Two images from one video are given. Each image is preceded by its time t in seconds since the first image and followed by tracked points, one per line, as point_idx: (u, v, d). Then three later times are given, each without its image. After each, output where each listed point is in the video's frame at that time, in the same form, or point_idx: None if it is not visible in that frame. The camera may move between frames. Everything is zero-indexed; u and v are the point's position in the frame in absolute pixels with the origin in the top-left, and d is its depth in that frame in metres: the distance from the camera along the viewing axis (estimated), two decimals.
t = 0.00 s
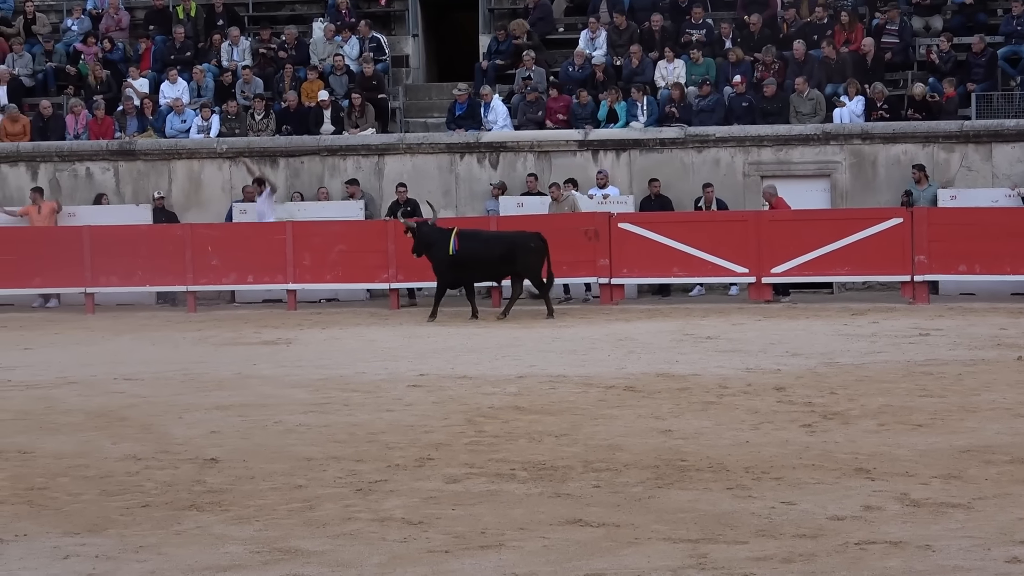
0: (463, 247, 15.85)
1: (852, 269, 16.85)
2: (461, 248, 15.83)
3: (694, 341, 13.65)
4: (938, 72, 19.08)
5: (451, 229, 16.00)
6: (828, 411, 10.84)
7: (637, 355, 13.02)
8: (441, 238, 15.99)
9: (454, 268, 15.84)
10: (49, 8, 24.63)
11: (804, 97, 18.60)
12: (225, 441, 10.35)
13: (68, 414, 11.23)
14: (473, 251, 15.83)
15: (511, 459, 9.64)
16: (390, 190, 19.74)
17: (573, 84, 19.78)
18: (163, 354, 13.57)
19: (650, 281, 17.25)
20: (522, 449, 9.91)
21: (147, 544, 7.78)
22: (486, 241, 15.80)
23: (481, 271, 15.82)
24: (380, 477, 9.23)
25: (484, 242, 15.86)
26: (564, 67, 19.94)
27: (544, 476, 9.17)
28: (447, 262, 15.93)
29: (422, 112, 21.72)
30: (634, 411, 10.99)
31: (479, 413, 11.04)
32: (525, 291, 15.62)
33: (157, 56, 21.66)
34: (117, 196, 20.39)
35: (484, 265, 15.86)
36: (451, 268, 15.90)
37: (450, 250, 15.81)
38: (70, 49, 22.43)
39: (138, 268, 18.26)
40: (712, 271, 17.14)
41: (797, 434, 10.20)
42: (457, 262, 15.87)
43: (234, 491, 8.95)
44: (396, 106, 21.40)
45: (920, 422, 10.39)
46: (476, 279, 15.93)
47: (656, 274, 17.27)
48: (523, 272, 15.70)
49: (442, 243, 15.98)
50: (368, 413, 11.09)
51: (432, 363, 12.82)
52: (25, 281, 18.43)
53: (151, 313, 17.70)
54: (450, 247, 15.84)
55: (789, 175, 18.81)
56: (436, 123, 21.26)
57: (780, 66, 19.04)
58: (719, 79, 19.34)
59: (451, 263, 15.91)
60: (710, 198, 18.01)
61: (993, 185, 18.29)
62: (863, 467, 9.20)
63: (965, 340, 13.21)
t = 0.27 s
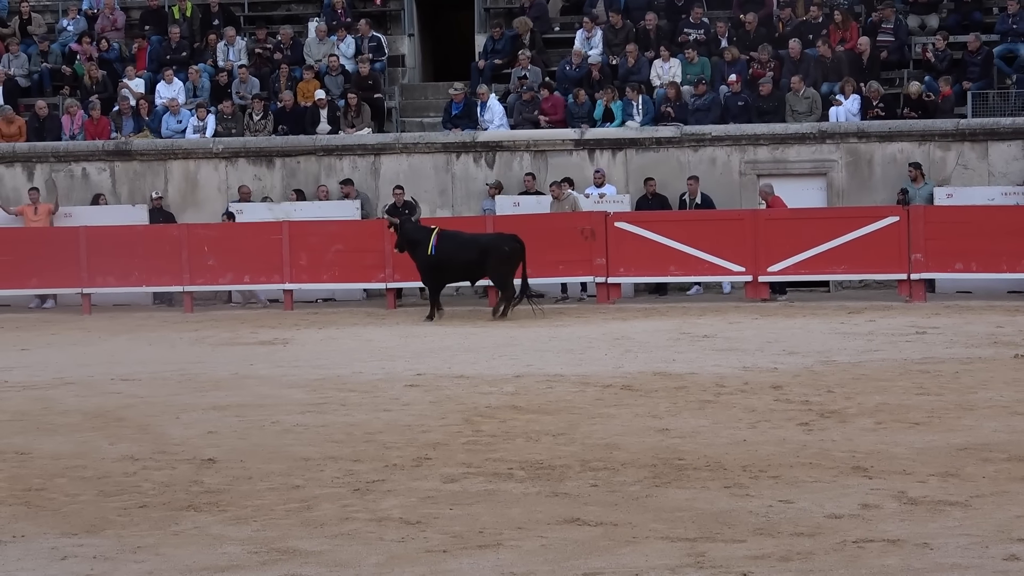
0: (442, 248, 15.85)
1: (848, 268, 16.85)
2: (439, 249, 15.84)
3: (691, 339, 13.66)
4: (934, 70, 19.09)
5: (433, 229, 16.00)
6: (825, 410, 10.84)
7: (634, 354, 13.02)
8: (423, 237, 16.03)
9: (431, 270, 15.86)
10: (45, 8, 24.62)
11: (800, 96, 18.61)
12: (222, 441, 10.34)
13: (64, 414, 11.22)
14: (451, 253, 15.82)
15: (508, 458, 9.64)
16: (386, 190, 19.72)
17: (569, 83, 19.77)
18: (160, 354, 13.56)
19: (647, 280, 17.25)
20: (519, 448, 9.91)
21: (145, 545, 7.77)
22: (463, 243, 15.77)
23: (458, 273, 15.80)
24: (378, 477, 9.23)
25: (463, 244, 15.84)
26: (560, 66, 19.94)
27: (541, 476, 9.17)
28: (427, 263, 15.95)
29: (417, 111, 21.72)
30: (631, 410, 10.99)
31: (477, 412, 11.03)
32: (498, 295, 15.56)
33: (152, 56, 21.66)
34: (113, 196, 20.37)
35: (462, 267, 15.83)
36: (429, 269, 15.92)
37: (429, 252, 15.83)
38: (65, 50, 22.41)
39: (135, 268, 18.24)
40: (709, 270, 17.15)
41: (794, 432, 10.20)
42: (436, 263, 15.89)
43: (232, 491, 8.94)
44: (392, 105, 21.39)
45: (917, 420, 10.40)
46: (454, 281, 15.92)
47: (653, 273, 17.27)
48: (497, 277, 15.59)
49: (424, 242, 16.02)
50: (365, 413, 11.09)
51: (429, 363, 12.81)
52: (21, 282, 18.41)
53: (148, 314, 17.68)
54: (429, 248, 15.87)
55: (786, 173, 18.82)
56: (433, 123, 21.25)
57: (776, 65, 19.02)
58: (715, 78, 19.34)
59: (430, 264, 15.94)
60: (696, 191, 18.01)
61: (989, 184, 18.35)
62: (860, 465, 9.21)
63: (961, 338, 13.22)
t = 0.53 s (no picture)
0: (438, 246, 15.69)
1: (854, 267, 16.84)
2: (437, 248, 15.67)
3: (697, 339, 13.65)
4: (939, 68, 19.08)
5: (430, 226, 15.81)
6: (831, 409, 10.84)
7: (640, 353, 13.02)
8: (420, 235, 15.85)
9: (428, 269, 15.72)
10: (50, 10, 24.65)
11: (805, 95, 18.66)
12: (228, 442, 10.35)
13: (71, 416, 11.23)
14: (446, 251, 15.67)
15: (514, 458, 9.64)
16: (392, 190, 19.72)
17: (574, 83, 19.77)
18: (165, 355, 13.56)
19: (652, 279, 17.24)
20: (525, 448, 9.91)
21: (151, 546, 7.77)
22: (459, 240, 15.61)
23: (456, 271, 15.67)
24: (384, 477, 9.23)
25: (458, 241, 15.69)
26: (564, 66, 19.92)
27: (547, 476, 9.17)
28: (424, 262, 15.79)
29: (423, 112, 21.73)
30: (637, 410, 10.99)
31: (483, 412, 11.03)
32: (490, 294, 15.43)
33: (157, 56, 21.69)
34: (119, 197, 20.36)
35: (459, 264, 15.68)
36: (426, 268, 15.77)
37: (426, 251, 15.65)
38: (70, 51, 22.44)
39: (140, 269, 18.25)
40: (714, 269, 17.15)
41: (801, 431, 10.20)
42: (433, 262, 15.73)
43: (238, 492, 8.95)
44: (397, 106, 21.39)
45: (923, 419, 10.39)
46: (450, 279, 15.79)
47: (659, 273, 17.27)
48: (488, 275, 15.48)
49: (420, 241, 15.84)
50: (371, 413, 11.09)
51: (435, 363, 12.81)
52: (27, 283, 18.42)
53: (154, 315, 17.69)
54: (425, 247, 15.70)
55: (791, 173, 18.80)
56: (438, 123, 21.25)
57: (781, 63, 19.06)
58: (720, 77, 19.35)
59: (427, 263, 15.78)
60: (692, 187, 18.00)
61: (995, 182, 18.32)
62: (866, 465, 9.20)
63: (968, 337, 13.22)
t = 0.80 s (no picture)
0: (440, 248, 15.64)
1: (864, 268, 16.83)
2: (437, 249, 15.63)
3: (706, 340, 13.65)
4: (949, 70, 19.08)
5: (438, 227, 15.80)
6: (841, 410, 10.83)
7: (649, 355, 13.02)
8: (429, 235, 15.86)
9: (430, 269, 15.70)
10: (60, 10, 24.68)
11: (815, 96, 18.61)
12: (238, 442, 10.35)
13: (80, 416, 11.23)
14: (444, 254, 15.60)
15: (524, 459, 9.64)
16: (402, 191, 19.71)
17: (582, 85, 19.77)
18: (175, 356, 13.57)
19: (662, 280, 17.23)
20: (534, 449, 9.91)
21: (161, 546, 7.78)
22: (458, 242, 15.51)
23: (455, 273, 15.56)
24: (394, 478, 9.23)
25: (459, 244, 15.58)
26: (573, 67, 19.93)
27: (557, 477, 9.17)
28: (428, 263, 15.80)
29: (433, 112, 21.71)
30: (647, 411, 10.99)
31: (492, 413, 11.03)
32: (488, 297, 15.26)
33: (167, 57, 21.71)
34: (128, 197, 20.38)
35: (459, 267, 15.56)
36: (429, 269, 15.76)
37: (427, 251, 15.65)
38: (80, 52, 22.46)
39: (150, 269, 18.26)
40: (724, 270, 17.14)
41: (810, 433, 10.20)
42: (435, 263, 15.69)
43: (248, 493, 8.95)
44: (407, 106, 21.40)
45: (932, 421, 10.39)
46: (453, 281, 15.70)
47: (668, 274, 17.24)
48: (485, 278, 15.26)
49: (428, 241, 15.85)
50: (381, 414, 11.09)
51: (444, 364, 12.81)
52: (37, 283, 18.44)
53: (162, 315, 17.69)
54: (429, 247, 15.70)
55: (801, 174, 18.78)
56: (447, 124, 21.26)
57: (791, 64, 19.06)
58: (730, 79, 19.35)
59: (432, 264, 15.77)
60: (694, 194, 18.08)
61: (1004, 184, 18.29)
62: (876, 466, 9.20)
63: (977, 339, 13.21)
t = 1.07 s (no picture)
0: (444, 249, 15.65)
1: (871, 271, 16.82)
2: (441, 250, 15.65)
3: (712, 342, 13.65)
4: (957, 73, 19.09)
5: (445, 228, 15.82)
6: (847, 413, 10.82)
7: (655, 356, 13.02)
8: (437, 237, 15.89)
9: (435, 270, 15.73)
10: (68, 9, 24.71)
11: (823, 99, 18.63)
12: (243, 442, 10.36)
13: (86, 415, 11.25)
14: (446, 257, 15.60)
15: (529, 460, 9.64)
16: (409, 192, 19.73)
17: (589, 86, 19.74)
18: (181, 355, 13.58)
19: (668, 282, 17.21)
20: (540, 450, 9.91)
21: (166, 545, 7.78)
22: (459, 243, 15.49)
23: (457, 274, 15.53)
24: (399, 478, 9.23)
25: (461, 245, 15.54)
26: (578, 68, 19.91)
27: (562, 478, 9.17)
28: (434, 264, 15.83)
29: (440, 113, 21.73)
30: (652, 413, 10.98)
31: (498, 414, 11.04)
32: (490, 297, 15.19)
33: (175, 56, 21.73)
34: (135, 196, 20.40)
35: (461, 268, 15.52)
36: (435, 270, 15.78)
37: (432, 253, 15.69)
38: (89, 51, 22.50)
39: (156, 269, 18.28)
40: (731, 272, 17.14)
41: (816, 435, 10.19)
42: (441, 264, 15.71)
43: (253, 492, 8.96)
44: (415, 107, 21.43)
45: (939, 424, 10.37)
46: (457, 282, 15.67)
47: (675, 275, 17.22)
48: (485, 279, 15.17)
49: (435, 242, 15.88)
50: (386, 414, 11.09)
51: (450, 365, 12.82)
52: (44, 282, 18.46)
53: (168, 314, 17.71)
54: (434, 248, 15.73)
55: (808, 176, 18.77)
56: (455, 124, 21.28)
57: (799, 66, 19.10)
58: (737, 81, 19.35)
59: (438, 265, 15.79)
60: (706, 194, 18.10)
61: (1012, 187, 18.27)
62: (881, 469, 9.19)
63: (983, 342, 13.19)
